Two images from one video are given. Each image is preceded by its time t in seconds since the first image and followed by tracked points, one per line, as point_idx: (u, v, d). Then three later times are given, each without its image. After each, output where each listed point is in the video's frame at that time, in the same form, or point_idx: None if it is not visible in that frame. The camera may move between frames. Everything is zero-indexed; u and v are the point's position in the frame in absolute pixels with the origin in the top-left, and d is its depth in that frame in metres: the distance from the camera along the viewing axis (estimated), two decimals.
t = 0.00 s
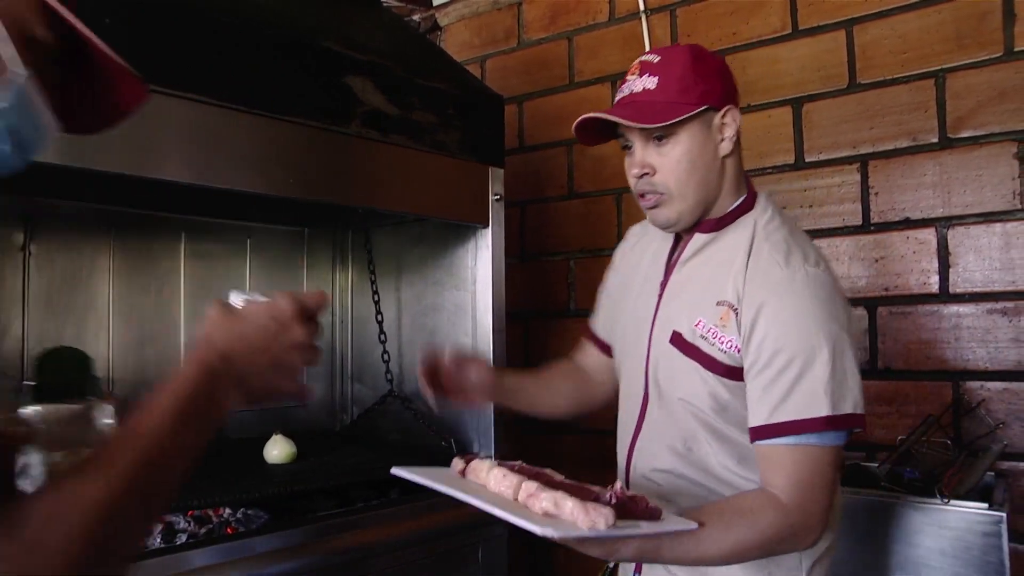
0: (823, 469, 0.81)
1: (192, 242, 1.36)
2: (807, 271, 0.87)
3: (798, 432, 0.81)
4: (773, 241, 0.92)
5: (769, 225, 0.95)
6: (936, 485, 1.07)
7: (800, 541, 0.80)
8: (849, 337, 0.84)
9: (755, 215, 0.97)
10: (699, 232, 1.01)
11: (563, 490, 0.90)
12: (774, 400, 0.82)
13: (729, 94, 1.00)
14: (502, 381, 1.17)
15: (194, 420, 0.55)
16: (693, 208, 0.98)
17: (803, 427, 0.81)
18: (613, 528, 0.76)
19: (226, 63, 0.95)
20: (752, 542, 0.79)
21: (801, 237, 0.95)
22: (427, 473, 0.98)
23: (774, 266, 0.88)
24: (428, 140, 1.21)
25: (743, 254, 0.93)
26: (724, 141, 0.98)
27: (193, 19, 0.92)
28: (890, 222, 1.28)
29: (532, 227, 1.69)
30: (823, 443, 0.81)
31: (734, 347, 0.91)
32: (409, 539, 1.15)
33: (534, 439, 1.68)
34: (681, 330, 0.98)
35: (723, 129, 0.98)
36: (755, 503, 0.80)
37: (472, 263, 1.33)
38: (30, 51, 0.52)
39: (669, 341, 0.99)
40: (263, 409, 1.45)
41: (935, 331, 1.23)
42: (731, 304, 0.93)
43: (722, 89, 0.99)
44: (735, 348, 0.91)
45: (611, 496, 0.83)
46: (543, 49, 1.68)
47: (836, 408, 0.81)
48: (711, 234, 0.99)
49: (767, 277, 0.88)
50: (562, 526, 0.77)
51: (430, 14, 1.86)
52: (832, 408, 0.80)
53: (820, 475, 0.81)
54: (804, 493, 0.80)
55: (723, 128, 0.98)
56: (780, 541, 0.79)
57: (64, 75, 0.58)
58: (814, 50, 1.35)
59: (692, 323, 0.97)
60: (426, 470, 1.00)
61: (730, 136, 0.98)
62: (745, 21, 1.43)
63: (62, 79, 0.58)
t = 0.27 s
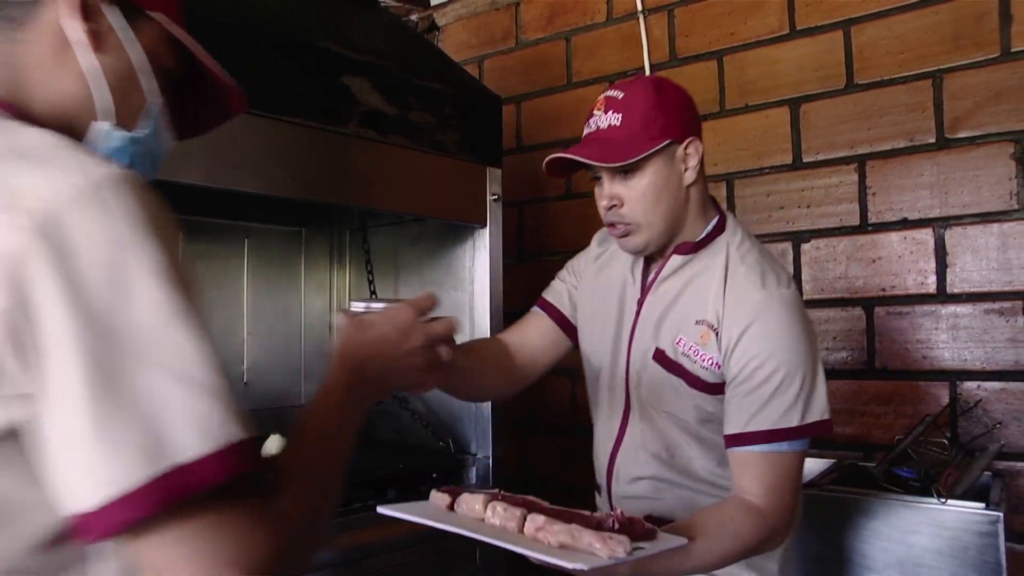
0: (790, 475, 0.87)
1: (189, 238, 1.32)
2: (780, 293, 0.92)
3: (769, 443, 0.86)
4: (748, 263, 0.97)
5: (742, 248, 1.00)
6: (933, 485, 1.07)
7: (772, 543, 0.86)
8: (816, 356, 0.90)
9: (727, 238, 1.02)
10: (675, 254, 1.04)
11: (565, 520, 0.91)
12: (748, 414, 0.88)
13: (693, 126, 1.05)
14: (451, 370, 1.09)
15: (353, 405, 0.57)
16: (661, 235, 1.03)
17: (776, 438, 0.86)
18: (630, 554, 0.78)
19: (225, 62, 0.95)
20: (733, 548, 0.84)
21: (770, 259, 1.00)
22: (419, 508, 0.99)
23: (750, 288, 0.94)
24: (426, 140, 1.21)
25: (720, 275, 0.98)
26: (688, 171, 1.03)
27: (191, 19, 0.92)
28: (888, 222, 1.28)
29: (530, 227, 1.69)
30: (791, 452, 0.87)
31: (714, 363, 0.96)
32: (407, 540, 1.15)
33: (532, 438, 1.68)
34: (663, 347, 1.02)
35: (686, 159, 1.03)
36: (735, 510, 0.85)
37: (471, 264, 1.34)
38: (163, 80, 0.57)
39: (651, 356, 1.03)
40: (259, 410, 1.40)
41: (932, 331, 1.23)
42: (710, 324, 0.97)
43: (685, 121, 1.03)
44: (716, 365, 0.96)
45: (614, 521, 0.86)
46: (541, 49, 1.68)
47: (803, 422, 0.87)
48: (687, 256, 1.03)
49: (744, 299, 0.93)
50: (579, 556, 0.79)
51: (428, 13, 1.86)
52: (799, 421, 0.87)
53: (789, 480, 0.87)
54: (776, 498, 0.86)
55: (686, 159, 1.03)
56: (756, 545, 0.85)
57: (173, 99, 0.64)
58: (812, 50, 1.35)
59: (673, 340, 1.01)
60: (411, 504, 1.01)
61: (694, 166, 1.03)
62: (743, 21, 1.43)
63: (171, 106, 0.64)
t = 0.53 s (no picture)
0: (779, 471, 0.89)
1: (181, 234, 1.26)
2: (765, 290, 0.94)
3: (756, 435, 0.88)
4: (735, 263, 0.99)
5: (728, 248, 1.02)
6: (931, 485, 1.07)
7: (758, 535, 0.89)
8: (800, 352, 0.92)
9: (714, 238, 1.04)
10: (664, 257, 1.04)
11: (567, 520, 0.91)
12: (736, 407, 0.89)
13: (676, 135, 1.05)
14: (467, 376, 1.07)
15: (421, 398, 0.65)
16: (651, 243, 1.03)
17: (763, 429, 0.88)
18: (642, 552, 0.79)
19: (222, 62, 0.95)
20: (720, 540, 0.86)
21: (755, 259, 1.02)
22: (417, 514, 0.98)
23: (737, 286, 0.95)
24: (424, 140, 1.21)
25: (707, 275, 1.00)
26: (673, 180, 1.04)
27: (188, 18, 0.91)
28: (886, 222, 1.28)
29: (527, 227, 1.69)
30: (779, 444, 0.89)
31: (704, 361, 0.97)
32: (404, 540, 1.14)
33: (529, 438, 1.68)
34: (653, 346, 1.03)
35: (672, 168, 1.03)
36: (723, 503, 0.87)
37: (469, 264, 1.34)
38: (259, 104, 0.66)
39: (642, 354, 1.04)
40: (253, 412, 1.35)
41: (930, 331, 1.23)
42: (699, 324, 0.99)
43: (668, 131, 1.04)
44: (706, 363, 0.97)
45: (618, 519, 0.86)
46: (539, 49, 1.68)
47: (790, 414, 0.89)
48: (676, 259, 1.03)
49: (731, 296, 0.95)
50: (590, 555, 0.79)
51: (425, 13, 1.85)
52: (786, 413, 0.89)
53: (777, 475, 0.89)
54: (763, 492, 0.88)
55: (671, 167, 1.03)
56: (745, 535, 0.87)
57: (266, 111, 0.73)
58: (810, 50, 1.35)
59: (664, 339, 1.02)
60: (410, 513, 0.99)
61: (679, 174, 1.04)
62: (740, 21, 1.43)
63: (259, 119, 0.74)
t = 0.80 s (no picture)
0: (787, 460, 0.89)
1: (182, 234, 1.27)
2: (763, 277, 0.94)
3: (764, 423, 0.88)
4: (734, 252, 0.99)
5: (728, 237, 1.02)
6: (928, 485, 1.07)
7: (767, 526, 0.89)
8: (804, 339, 0.92)
9: (714, 228, 1.04)
10: (662, 249, 1.05)
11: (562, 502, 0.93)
12: (740, 397, 0.89)
13: (668, 129, 1.04)
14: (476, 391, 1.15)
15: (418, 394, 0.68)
16: (649, 241, 1.03)
17: (771, 417, 0.88)
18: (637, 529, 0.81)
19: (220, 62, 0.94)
20: (730, 529, 0.86)
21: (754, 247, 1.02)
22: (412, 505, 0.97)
23: (737, 275, 0.95)
24: (423, 140, 1.21)
25: (707, 264, 1.00)
26: (665, 176, 1.03)
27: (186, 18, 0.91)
28: (884, 222, 1.28)
29: (525, 227, 1.69)
30: (787, 433, 0.89)
31: (704, 351, 0.97)
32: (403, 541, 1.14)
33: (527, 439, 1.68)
34: (654, 338, 1.02)
35: (663, 164, 1.02)
36: (732, 492, 0.87)
37: (467, 264, 1.34)
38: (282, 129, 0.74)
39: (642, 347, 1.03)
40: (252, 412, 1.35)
41: (928, 332, 1.24)
42: (698, 313, 0.98)
43: (658, 127, 1.03)
44: (706, 353, 0.97)
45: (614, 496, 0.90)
46: (537, 49, 1.68)
47: (797, 403, 0.88)
48: (675, 250, 1.03)
49: (730, 286, 0.95)
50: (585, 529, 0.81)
51: (424, 13, 1.85)
52: (792, 403, 0.88)
53: (785, 463, 0.89)
54: (772, 482, 0.88)
55: (663, 163, 1.02)
56: (753, 525, 0.87)
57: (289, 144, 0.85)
58: (808, 50, 1.35)
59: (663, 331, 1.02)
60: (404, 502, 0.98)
61: (671, 169, 1.02)
62: (738, 21, 1.43)
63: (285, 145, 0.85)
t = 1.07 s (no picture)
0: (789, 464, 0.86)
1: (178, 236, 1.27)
2: (765, 273, 0.91)
3: (761, 428, 0.85)
4: (738, 246, 0.95)
5: (734, 230, 0.98)
6: (925, 485, 1.07)
7: (767, 532, 0.87)
8: (811, 335, 0.88)
9: (722, 221, 1.00)
10: (667, 246, 1.04)
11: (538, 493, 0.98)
12: (735, 400, 0.87)
13: (665, 126, 1.00)
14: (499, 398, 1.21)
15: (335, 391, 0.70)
16: (643, 239, 1.03)
17: (767, 421, 0.85)
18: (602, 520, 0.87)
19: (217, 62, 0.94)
20: (723, 533, 0.86)
21: (766, 237, 0.97)
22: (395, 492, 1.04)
23: (736, 273, 0.92)
24: (420, 140, 1.21)
25: (710, 261, 0.97)
26: (658, 176, 1.00)
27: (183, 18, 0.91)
28: (881, 222, 1.28)
29: (523, 227, 1.69)
30: (790, 436, 0.86)
31: (702, 350, 0.95)
32: (400, 540, 1.14)
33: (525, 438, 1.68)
34: (657, 338, 1.02)
35: (656, 163, 1.00)
36: (722, 497, 0.87)
37: (464, 264, 1.33)
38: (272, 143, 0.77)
39: (647, 346, 1.03)
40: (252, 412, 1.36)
41: (925, 332, 1.24)
42: (698, 311, 0.96)
43: (652, 125, 0.99)
44: (705, 353, 0.95)
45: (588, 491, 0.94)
46: (534, 49, 1.68)
47: (798, 404, 0.85)
48: (679, 246, 1.02)
49: (729, 283, 0.92)
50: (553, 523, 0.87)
51: (421, 13, 1.85)
52: (793, 404, 0.85)
53: (788, 467, 0.86)
54: (770, 487, 0.86)
55: (656, 163, 1.00)
56: (745, 531, 0.86)
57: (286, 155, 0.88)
58: (806, 51, 1.35)
59: (665, 330, 1.00)
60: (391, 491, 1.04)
61: (666, 169, 1.00)
62: (736, 22, 1.43)
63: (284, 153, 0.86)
